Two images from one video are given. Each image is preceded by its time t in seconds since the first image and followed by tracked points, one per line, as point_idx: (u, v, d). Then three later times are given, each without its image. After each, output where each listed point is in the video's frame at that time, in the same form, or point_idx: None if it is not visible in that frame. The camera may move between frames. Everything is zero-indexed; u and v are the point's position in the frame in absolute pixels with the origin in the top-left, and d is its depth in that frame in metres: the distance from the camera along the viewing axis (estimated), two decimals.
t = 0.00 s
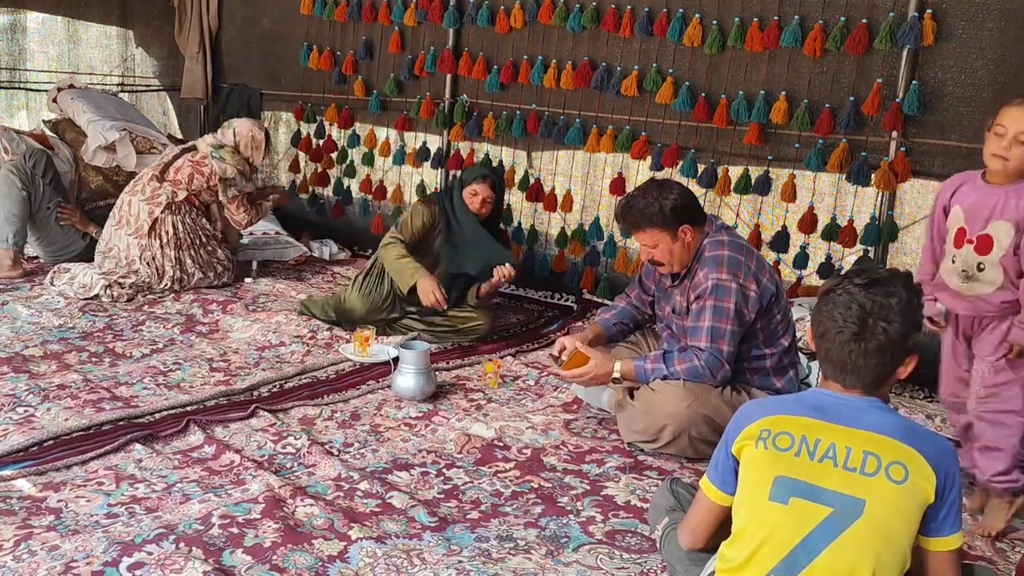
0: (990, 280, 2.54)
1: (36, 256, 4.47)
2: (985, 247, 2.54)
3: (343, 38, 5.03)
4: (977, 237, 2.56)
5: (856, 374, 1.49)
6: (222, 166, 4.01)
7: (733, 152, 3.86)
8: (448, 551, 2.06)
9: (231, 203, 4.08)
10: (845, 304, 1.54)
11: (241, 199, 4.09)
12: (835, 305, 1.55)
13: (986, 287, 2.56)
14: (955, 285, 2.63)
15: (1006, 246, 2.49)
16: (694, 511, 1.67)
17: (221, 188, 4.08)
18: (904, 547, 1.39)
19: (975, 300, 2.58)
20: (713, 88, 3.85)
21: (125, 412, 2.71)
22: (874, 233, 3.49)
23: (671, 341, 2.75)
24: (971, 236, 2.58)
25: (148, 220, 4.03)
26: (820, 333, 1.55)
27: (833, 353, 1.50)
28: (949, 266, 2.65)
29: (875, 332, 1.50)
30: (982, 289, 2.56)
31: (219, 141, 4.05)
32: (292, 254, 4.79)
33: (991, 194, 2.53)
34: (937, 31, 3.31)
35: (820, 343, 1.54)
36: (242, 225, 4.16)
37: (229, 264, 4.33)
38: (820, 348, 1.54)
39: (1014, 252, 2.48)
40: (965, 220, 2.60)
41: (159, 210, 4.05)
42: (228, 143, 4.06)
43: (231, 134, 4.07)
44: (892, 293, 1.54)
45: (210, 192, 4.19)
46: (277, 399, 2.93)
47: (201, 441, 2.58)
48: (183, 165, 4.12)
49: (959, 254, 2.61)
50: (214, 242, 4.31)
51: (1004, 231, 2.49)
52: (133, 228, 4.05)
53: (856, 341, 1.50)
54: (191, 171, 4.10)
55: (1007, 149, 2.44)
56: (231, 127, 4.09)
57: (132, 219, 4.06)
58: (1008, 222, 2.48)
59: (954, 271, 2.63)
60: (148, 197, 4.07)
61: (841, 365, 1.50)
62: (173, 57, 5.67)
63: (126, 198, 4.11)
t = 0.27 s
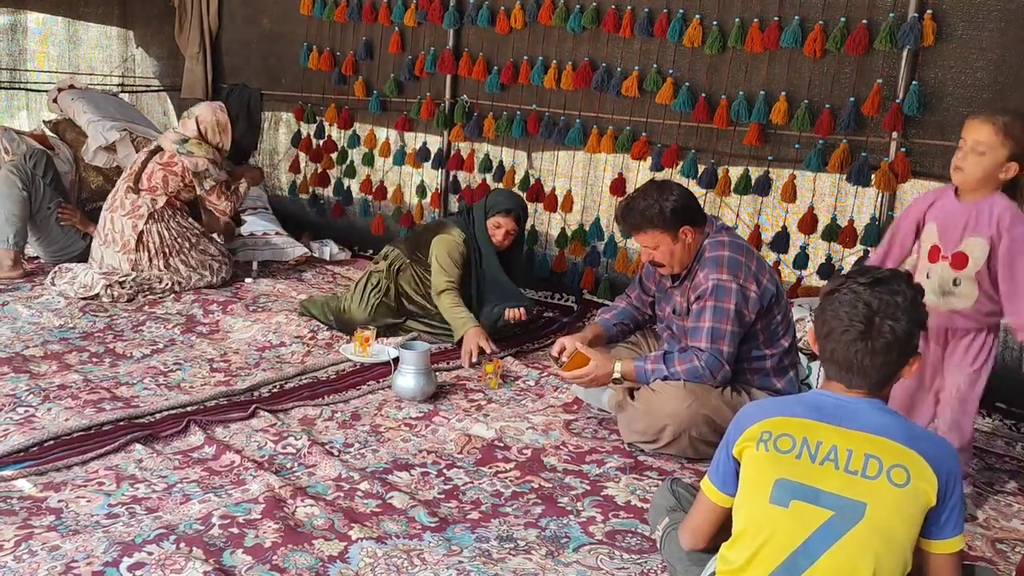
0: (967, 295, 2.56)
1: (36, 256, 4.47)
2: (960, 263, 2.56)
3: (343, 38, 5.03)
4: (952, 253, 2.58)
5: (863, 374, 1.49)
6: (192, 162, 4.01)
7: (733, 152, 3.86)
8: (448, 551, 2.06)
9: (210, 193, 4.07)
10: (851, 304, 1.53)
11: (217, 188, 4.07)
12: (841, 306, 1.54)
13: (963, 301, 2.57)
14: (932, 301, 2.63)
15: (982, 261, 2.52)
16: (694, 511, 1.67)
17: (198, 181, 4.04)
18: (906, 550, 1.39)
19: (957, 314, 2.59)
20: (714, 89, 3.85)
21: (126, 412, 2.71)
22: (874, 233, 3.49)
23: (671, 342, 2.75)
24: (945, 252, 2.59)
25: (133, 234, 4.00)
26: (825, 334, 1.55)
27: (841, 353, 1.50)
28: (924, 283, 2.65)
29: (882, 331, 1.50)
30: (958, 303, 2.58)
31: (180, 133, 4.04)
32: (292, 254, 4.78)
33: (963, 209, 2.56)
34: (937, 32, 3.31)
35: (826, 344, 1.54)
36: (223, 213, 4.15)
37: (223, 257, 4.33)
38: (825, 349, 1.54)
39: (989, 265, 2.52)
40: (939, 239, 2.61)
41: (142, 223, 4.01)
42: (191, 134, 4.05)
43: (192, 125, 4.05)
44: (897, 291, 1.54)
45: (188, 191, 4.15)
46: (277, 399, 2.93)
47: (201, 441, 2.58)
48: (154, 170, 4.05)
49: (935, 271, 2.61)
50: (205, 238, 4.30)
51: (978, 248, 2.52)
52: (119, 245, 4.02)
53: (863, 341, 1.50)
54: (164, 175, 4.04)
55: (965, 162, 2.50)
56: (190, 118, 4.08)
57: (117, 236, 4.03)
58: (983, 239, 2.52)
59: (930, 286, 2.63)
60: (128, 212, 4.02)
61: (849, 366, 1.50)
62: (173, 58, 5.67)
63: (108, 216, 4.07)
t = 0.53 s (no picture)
0: (955, 291, 2.56)
1: (36, 257, 4.47)
2: (947, 257, 2.58)
3: (343, 38, 5.03)
4: (937, 247, 2.61)
5: (868, 372, 1.49)
6: (171, 158, 3.97)
7: (733, 152, 3.87)
8: (448, 551, 2.06)
9: (193, 190, 4.06)
10: (857, 301, 1.53)
11: (201, 185, 4.08)
12: (848, 305, 1.54)
13: (951, 297, 2.57)
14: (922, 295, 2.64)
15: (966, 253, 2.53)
16: (695, 512, 1.67)
17: (180, 180, 4.02)
18: (905, 551, 1.39)
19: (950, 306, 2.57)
20: (714, 89, 3.85)
21: (126, 412, 2.71)
22: (874, 233, 3.49)
23: (671, 341, 2.75)
24: (931, 246, 2.63)
25: (125, 246, 3.98)
26: (830, 332, 1.54)
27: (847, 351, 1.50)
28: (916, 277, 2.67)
29: (889, 329, 1.50)
30: (947, 299, 2.58)
31: (154, 131, 4.02)
32: (292, 254, 4.80)
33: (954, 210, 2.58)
34: (937, 32, 3.31)
35: (830, 342, 1.53)
36: (209, 207, 4.17)
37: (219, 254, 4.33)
38: (830, 347, 1.53)
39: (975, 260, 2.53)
40: (927, 233, 2.65)
41: (132, 235, 3.98)
42: (165, 132, 4.02)
43: (164, 123, 4.03)
44: (903, 289, 1.54)
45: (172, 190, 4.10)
46: (277, 400, 2.93)
47: (201, 441, 2.58)
48: (135, 177, 4.01)
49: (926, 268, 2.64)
50: (199, 238, 4.24)
51: (963, 239, 2.54)
52: (110, 259, 3.99)
53: (870, 339, 1.49)
54: (146, 179, 4.01)
55: (953, 174, 2.53)
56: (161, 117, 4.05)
57: (108, 250, 4.00)
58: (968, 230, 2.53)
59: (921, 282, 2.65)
60: (117, 224, 3.99)
61: (854, 364, 1.49)
62: (174, 58, 5.67)
63: (95, 231, 4.03)
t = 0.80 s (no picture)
0: (970, 249, 2.52)
1: (36, 257, 4.47)
2: (959, 217, 2.54)
3: (343, 38, 5.03)
4: (948, 208, 2.57)
5: (867, 376, 1.48)
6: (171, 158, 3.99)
7: (733, 152, 3.87)
8: (448, 551, 2.06)
9: (187, 192, 4.09)
10: (854, 305, 1.53)
11: (195, 186, 4.11)
12: (845, 309, 1.54)
13: (965, 257, 2.54)
14: (936, 260, 2.60)
15: (978, 211, 2.50)
16: (695, 512, 1.67)
17: (176, 180, 4.04)
18: (905, 550, 1.39)
19: (955, 273, 2.55)
20: (714, 89, 3.85)
21: (126, 412, 2.71)
22: (874, 233, 3.49)
23: (671, 342, 2.75)
24: (941, 208, 2.59)
25: (130, 253, 4.00)
26: (828, 336, 1.54)
27: (845, 355, 1.50)
28: (926, 242, 2.64)
29: (888, 333, 1.50)
30: (961, 259, 2.54)
31: (149, 130, 4.05)
32: (291, 254, 4.81)
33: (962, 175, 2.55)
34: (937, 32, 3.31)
35: (829, 346, 1.53)
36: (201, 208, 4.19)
37: (215, 251, 4.34)
38: (827, 350, 1.53)
39: (988, 216, 2.49)
40: (935, 196, 2.61)
41: (136, 240, 4.00)
42: (162, 131, 4.04)
43: (159, 122, 4.05)
44: (901, 293, 1.55)
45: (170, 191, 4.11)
46: (277, 399, 2.93)
47: (201, 441, 2.58)
48: (134, 178, 4.00)
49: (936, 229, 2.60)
50: (198, 235, 4.28)
51: (973, 196, 2.51)
52: (112, 264, 4.00)
53: (868, 343, 1.50)
54: (145, 180, 4.00)
55: (955, 145, 2.52)
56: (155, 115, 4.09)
57: (110, 255, 4.00)
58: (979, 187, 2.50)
59: (932, 246, 2.61)
60: (120, 230, 4.01)
61: (852, 368, 1.49)
62: (173, 58, 5.67)
63: (94, 236, 4.03)
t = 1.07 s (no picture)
0: (964, 303, 2.44)
1: (36, 257, 4.47)
2: (963, 269, 2.44)
3: (343, 38, 5.03)
4: (954, 258, 2.46)
5: (867, 377, 1.49)
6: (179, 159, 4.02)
7: (733, 152, 3.87)
8: (448, 551, 2.06)
9: (190, 194, 4.11)
10: (851, 307, 1.54)
11: (198, 190, 4.15)
12: (843, 311, 1.54)
13: (959, 312, 2.45)
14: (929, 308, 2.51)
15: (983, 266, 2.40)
16: (695, 513, 1.67)
17: (182, 181, 4.05)
18: (906, 551, 1.38)
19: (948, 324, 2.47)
20: (714, 89, 3.85)
21: (126, 412, 2.71)
22: (874, 233, 3.50)
23: (671, 342, 2.75)
24: (945, 257, 2.48)
25: (138, 253, 4.02)
26: (826, 338, 1.55)
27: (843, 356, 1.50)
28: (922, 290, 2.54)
29: (886, 335, 1.50)
30: (954, 313, 2.46)
31: (155, 131, 4.07)
32: (291, 254, 4.82)
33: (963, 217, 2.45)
34: (937, 32, 3.31)
35: (827, 348, 1.54)
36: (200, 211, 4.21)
37: (214, 251, 4.36)
38: (825, 352, 1.54)
39: (992, 273, 2.40)
40: (940, 244, 2.50)
41: (146, 241, 4.03)
42: (167, 132, 4.08)
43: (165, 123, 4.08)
44: (899, 294, 1.55)
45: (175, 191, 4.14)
46: (277, 400, 2.93)
47: (201, 441, 2.58)
48: (141, 178, 4.00)
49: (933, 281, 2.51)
50: (201, 238, 4.32)
51: (983, 254, 2.40)
52: (119, 265, 4.02)
53: (865, 344, 1.50)
54: (154, 180, 4.02)
55: (954, 179, 2.41)
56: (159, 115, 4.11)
57: (117, 256, 4.02)
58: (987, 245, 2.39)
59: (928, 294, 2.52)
60: (128, 231, 4.02)
61: (851, 370, 1.49)
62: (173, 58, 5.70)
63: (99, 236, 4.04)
